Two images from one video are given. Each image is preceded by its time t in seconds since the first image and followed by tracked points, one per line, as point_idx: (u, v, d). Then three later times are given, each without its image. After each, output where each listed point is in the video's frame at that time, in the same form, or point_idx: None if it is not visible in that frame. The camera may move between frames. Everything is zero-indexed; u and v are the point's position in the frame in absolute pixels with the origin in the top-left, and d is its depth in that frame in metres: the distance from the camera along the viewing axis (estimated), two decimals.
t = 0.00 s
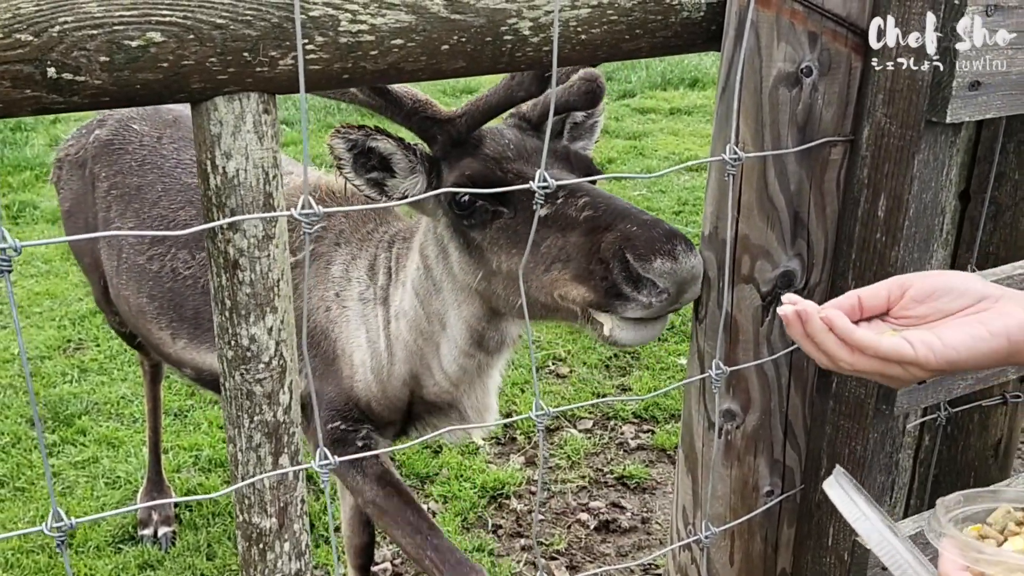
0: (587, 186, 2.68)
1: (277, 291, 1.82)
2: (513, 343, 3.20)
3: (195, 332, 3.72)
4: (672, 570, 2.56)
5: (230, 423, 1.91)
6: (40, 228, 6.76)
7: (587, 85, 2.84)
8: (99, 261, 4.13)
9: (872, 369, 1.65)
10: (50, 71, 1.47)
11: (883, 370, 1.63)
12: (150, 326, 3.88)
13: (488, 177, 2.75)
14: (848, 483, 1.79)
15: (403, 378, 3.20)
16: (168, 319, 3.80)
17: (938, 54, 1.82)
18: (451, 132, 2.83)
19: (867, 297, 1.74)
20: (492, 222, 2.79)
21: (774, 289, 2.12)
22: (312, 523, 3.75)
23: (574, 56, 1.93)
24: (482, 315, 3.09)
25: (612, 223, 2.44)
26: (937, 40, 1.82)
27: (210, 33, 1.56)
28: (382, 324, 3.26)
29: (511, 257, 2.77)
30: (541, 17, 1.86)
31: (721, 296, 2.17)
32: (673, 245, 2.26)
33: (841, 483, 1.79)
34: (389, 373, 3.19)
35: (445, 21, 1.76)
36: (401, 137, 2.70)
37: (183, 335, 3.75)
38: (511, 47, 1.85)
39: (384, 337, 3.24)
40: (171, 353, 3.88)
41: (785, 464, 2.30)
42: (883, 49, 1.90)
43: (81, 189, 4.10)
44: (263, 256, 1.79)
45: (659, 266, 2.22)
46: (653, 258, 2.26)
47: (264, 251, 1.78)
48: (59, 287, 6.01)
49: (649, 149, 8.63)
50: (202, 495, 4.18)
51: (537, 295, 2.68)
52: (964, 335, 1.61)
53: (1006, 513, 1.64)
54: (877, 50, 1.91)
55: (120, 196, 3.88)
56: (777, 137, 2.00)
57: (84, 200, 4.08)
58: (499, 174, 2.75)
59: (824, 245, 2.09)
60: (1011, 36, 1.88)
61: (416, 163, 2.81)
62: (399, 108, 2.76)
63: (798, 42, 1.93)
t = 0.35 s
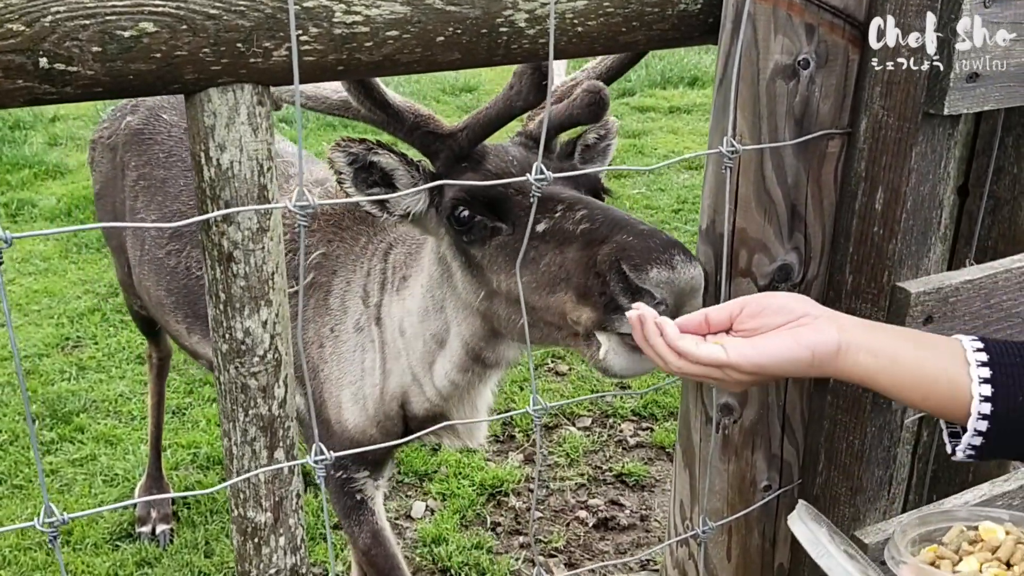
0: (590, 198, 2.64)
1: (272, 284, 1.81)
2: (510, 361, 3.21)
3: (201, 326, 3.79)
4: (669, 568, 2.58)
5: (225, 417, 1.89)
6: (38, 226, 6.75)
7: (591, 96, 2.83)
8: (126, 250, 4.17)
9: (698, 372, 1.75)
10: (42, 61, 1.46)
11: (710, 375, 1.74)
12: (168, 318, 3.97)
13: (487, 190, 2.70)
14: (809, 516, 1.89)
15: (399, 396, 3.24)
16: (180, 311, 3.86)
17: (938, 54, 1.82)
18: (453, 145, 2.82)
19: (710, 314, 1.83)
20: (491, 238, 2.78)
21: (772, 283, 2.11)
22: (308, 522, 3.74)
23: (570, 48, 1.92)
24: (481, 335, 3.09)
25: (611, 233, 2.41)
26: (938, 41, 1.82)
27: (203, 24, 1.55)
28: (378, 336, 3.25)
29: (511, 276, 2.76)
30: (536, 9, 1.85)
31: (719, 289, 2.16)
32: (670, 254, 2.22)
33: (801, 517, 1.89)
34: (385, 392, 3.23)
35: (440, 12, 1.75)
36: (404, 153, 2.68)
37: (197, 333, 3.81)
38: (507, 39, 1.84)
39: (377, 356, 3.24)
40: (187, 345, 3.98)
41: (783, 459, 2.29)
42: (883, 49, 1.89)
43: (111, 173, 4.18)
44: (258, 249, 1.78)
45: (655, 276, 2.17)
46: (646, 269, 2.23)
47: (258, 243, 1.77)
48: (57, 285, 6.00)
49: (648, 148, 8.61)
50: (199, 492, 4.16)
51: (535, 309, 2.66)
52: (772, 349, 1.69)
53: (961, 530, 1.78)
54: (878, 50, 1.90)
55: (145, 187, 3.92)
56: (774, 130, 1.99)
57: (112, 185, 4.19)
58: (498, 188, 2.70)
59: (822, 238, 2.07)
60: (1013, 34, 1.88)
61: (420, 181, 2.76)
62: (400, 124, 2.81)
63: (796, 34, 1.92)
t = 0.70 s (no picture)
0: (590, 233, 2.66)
1: (274, 281, 1.79)
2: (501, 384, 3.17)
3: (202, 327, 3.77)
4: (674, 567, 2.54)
5: (226, 415, 1.88)
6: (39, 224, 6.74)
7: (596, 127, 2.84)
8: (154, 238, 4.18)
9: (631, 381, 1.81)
10: (41, 54, 1.45)
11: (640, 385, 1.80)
12: (185, 308, 3.98)
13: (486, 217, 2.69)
14: (814, 503, 1.87)
15: (399, 405, 3.22)
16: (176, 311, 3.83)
17: (939, 54, 1.83)
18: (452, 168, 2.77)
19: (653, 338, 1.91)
20: (488, 268, 2.76)
21: (777, 280, 2.09)
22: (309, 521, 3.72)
23: (574, 43, 1.90)
24: (471, 357, 3.05)
25: (616, 279, 2.40)
26: (938, 41, 1.83)
27: (204, 17, 1.54)
28: (380, 340, 3.24)
29: (507, 305, 2.74)
30: (540, 3, 1.83)
31: (724, 287, 2.14)
32: (678, 307, 2.24)
33: (807, 504, 1.86)
34: (384, 400, 3.21)
35: (443, 6, 1.74)
36: (402, 176, 2.64)
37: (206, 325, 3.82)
38: (511, 33, 1.82)
39: (378, 362, 3.22)
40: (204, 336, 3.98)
41: (789, 457, 2.27)
42: (883, 49, 1.89)
43: (141, 164, 4.22)
44: (259, 245, 1.76)
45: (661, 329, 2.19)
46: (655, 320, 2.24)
47: (260, 239, 1.75)
48: (57, 283, 5.98)
49: (649, 146, 8.60)
50: (200, 491, 4.14)
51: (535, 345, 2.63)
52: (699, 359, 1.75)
53: (965, 511, 1.64)
54: (877, 50, 1.90)
55: (173, 172, 3.91)
56: (780, 125, 1.97)
57: (141, 174, 4.24)
58: (498, 217, 2.69)
59: (828, 235, 2.05)
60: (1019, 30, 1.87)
61: (414, 204, 2.80)
62: (396, 145, 2.78)
63: (802, 28, 1.90)
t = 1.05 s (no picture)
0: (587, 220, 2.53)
1: (278, 285, 1.79)
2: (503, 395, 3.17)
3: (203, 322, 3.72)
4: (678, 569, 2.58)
5: (231, 419, 1.88)
6: (40, 225, 6.74)
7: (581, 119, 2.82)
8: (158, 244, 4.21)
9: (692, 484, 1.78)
10: (46, 59, 1.45)
11: (698, 486, 1.77)
12: (189, 308, 3.96)
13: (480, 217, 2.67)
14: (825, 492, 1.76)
15: (397, 406, 3.23)
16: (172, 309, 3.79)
17: (939, 54, 1.81)
18: (457, 169, 2.77)
19: (691, 423, 1.86)
20: (487, 271, 2.71)
21: (782, 283, 2.10)
22: (311, 522, 3.72)
23: (579, 46, 1.90)
24: (478, 370, 3.05)
25: (620, 247, 2.29)
26: (938, 41, 1.80)
27: (209, 21, 1.53)
28: (379, 341, 3.24)
29: (511, 307, 2.67)
30: (545, 7, 1.83)
31: (729, 290, 2.16)
32: (677, 262, 2.14)
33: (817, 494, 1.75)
34: (383, 400, 3.23)
35: (447, 10, 1.73)
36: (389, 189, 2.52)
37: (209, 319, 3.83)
38: (515, 37, 1.81)
39: (376, 363, 3.22)
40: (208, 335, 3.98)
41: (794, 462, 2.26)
42: (883, 49, 1.89)
43: (146, 165, 4.22)
44: (264, 249, 1.76)
45: (664, 286, 2.11)
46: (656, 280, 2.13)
47: (264, 244, 1.75)
48: (59, 284, 5.98)
49: (649, 147, 8.60)
50: (202, 492, 4.14)
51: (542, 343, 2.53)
52: (769, 454, 1.77)
53: (971, 502, 1.55)
54: (878, 50, 1.90)
55: (179, 177, 3.93)
56: (785, 129, 1.98)
57: (148, 176, 4.25)
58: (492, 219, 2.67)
59: (833, 239, 2.05)
60: None
61: (409, 221, 2.75)
62: (386, 163, 2.76)
63: (807, 32, 1.90)
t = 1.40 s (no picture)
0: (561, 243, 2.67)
1: (280, 288, 1.78)
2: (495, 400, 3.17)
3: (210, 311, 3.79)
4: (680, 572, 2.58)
5: (232, 422, 1.87)
6: (41, 225, 6.74)
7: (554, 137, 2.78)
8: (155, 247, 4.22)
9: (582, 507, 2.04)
10: (48, 62, 1.44)
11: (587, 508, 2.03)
12: (188, 308, 3.97)
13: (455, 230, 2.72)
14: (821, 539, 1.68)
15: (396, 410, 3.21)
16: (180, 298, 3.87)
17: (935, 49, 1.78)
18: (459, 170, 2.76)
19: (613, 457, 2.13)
20: (462, 288, 2.75)
21: (786, 286, 2.08)
22: (313, 522, 3.72)
23: (582, 48, 1.90)
24: (462, 375, 3.04)
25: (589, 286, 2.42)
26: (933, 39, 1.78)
27: (212, 24, 1.53)
28: (376, 347, 3.24)
29: (487, 327, 2.71)
30: (548, 9, 1.83)
31: (732, 293, 2.13)
32: (644, 308, 2.30)
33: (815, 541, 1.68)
34: (381, 406, 3.21)
35: (450, 12, 1.73)
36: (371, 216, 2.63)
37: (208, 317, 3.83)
38: (518, 39, 1.81)
39: (374, 369, 3.22)
40: (205, 335, 3.98)
41: (796, 464, 2.26)
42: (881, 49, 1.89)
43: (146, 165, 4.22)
44: (266, 252, 1.75)
45: (631, 333, 2.27)
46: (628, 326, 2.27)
47: (266, 246, 1.74)
48: (59, 284, 5.97)
49: (650, 146, 8.59)
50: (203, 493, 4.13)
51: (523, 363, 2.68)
52: (625, 498, 1.94)
53: (970, 542, 1.53)
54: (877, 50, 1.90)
55: (177, 175, 3.94)
56: (790, 131, 1.96)
57: (145, 177, 4.25)
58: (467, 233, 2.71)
59: (837, 241, 2.05)
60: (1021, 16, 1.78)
61: (386, 231, 2.75)
62: (360, 174, 2.74)
63: (812, 33, 1.89)
